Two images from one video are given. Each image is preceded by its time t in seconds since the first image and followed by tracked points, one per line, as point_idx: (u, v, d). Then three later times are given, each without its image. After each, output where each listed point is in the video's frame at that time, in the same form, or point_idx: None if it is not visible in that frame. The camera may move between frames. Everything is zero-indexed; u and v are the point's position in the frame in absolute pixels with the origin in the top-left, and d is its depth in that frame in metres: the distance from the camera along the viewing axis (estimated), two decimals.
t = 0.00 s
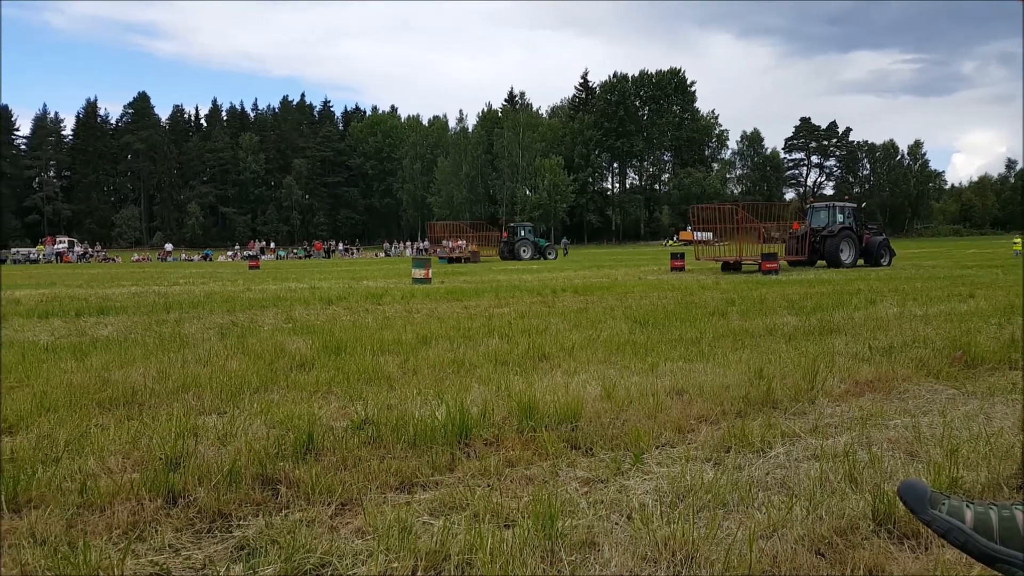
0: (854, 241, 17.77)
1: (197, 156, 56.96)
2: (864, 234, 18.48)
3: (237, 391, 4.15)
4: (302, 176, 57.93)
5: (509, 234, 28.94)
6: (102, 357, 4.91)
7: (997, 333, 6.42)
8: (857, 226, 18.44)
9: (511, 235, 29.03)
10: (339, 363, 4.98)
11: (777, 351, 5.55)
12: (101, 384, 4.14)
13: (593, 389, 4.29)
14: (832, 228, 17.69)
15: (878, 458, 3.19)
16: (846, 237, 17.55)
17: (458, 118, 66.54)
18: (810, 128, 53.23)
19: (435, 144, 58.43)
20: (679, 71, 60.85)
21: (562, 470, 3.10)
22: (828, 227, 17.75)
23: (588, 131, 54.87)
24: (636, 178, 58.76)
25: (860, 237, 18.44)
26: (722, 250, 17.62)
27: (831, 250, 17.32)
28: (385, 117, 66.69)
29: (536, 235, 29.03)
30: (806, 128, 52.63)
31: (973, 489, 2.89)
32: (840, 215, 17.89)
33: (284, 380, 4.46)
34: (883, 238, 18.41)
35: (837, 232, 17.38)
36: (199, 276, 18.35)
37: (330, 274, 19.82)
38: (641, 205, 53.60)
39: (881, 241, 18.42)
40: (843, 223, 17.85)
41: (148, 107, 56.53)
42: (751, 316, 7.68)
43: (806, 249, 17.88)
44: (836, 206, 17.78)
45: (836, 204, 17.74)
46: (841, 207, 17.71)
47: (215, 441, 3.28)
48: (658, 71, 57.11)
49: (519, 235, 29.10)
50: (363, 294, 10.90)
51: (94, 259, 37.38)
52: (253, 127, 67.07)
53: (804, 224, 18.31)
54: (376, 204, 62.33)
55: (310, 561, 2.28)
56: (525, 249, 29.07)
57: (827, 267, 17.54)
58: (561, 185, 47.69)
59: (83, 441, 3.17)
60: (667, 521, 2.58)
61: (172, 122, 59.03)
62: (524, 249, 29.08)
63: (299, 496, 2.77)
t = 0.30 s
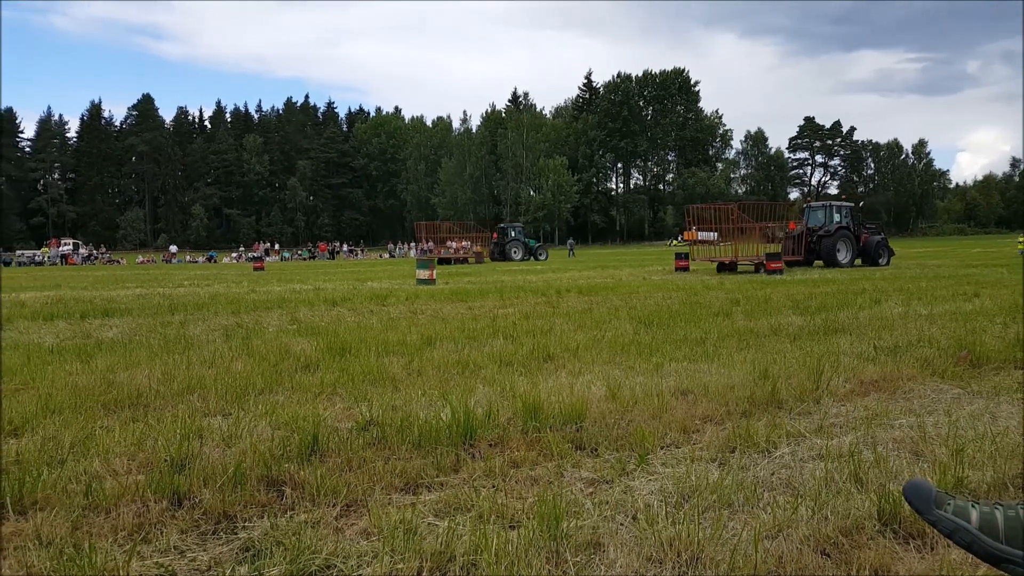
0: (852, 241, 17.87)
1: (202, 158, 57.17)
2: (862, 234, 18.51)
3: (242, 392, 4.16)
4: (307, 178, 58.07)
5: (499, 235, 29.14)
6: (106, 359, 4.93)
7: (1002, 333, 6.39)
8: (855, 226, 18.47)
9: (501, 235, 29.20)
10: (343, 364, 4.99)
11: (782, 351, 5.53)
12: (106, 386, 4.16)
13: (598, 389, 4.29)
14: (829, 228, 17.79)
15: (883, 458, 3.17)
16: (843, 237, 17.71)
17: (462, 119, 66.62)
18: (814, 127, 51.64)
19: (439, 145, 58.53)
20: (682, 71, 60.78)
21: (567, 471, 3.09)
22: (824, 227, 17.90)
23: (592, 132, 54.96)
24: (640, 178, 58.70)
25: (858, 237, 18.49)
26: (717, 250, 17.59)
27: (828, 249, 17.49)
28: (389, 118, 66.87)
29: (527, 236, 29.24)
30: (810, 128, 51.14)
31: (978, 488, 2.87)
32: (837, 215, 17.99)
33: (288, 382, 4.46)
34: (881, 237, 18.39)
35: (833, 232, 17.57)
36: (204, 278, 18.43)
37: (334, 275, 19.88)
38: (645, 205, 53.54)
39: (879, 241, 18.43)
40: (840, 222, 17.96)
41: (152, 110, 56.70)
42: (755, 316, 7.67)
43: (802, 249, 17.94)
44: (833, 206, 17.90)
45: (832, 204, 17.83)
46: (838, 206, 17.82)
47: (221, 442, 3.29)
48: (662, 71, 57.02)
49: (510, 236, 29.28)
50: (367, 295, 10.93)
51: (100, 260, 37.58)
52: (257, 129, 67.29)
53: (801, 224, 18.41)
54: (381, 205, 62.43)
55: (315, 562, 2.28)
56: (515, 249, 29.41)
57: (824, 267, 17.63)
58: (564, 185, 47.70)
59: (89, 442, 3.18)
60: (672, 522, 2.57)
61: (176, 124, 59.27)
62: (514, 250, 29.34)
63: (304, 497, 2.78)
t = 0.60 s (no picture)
0: (849, 244, 17.87)
1: (208, 158, 57.36)
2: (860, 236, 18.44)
3: (247, 391, 4.17)
4: (313, 178, 58.22)
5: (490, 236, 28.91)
6: (112, 357, 4.95)
7: (1010, 336, 6.33)
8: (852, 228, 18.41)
9: (493, 236, 28.99)
10: (348, 364, 5.00)
11: (788, 353, 5.51)
12: (112, 384, 4.18)
13: (603, 390, 4.27)
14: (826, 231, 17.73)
15: (889, 461, 3.15)
16: (839, 240, 17.68)
17: (468, 120, 66.70)
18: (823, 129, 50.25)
19: (445, 145, 58.59)
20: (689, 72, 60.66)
21: (571, 472, 3.09)
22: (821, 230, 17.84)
23: (597, 133, 55.20)
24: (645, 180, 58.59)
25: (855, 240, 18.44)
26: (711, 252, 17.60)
27: (824, 252, 17.45)
28: (396, 119, 67.02)
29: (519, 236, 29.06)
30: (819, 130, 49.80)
31: (984, 491, 2.85)
32: (834, 217, 17.95)
33: (293, 381, 4.47)
34: (879, 240, 18.21)
35: (830, 235, 17.50)
36: (210, 277, 18.49)
37: (340, 275, 19.93)
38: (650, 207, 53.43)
39: (878, 243, 18.31)
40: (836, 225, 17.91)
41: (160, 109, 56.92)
42: (761, 318, 7.65)
43: (799, 252, 17.88)
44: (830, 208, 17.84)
45: (829, 206, 17.80)
46: (835, 209, 17.79)
47: (225, 442, 3.30)
48: (668, 73, 56.94)
49: (501, 237, 29.05)
50: (372, 295, 10.95)
51: (106, 259, 37.73)
52: (264, 129, 67.52)
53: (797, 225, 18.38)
54: (386, 205, 62.53)
55: (319, 561, 2.28)
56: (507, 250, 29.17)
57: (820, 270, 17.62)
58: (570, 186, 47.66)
59: (95, 441, 3.20)
60: (677, 523, 2.56)
61: (183, 124, 59.51)
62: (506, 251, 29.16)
63: (308, 497, 2.78)
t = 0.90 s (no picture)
0: (843, 246, 17.95)
1: (215, 160, 57.62)
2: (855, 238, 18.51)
3: (253, 393, 4.18)
4: (319, 180, 58.37)
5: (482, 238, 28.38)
6: (119, 359, 4.97)
7: (1018, 339, 6.27)
8: (847, 229, 18.48)
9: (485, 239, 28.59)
10: (354, 365, 5.00)
11: (794, 355, 5.47)
12: (119, 386, 4.19)
13: (609, 392, 4.25)
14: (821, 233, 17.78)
15: (896, 464, 3.12)
16: (835, 242, 17.73)
17: (474, 122, 66.80)
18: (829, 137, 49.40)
19: (450, 147, 58.68)
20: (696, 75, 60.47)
21: (577, 474, 3.07)
22: (816, 232, 17.90)
23: (604, 135, 55.94)
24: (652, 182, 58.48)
25: (850, 241, 18.52)
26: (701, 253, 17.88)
27: (820, 254, 17.48)
28: (402, 121, 67.22)
29: (511, 238, 28.64)
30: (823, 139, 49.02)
31: (993, 496, 2.82)
32: (829, 219, 17.97)
33: (299, 382, 4.48)
34: (875, 242, 18.31)
35: (826, 238, 17.53)
36: (217, 279, 18.56)
37: (346, 277, 19.98)
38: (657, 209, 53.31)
39: (873, 245, 18.39)
40: (831, 227, 17.96)
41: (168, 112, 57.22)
42: (768, 320, 7.60)
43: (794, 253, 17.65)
44: (825, 210, 17.87)
45: (825, 208, 17.80)
46: (831, 210, 17.81)
47: (231, 443, 3.31)
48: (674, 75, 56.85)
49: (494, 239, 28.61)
50: (379, 297, 10.95)
51: (113, 261, 37.96)
52: (270, 131, 67.74)
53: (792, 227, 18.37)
54: (392, 207, 62.66)
55: (324, 563, 2.28)
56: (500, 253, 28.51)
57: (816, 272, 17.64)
58: (576, 188, 47.67)
59: (101, 442, 3.20)
60: (683, 527, 2.54)
61: (191, 126, 59.80)
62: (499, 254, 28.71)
63: (314, 498, 2.78)
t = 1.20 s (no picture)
0: (838, 247, 17.22)
1: (222, 161, 57.89)
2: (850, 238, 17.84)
3: (260, 393, 4.18)
4: (326, 181, 58.50)
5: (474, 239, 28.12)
6: (127, 360, 4.99)
7: None
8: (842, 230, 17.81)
9: (476, 240, 28.08)
10: (360, 366, 5.00)
11: (801, 356, 5.44)
12: (126, 386, 4.20)
13: (615, 394, 4.23)
14: (815, 233, 17.05)
15: (904, 464, 3.09)
16: (830, 243, 17.00)
17: (480, 124, 66.87)
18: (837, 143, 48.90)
19: (457, 149, 58.74)
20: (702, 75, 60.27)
21: (583, 475, 3.06)
22: (810, 233, 17.18)
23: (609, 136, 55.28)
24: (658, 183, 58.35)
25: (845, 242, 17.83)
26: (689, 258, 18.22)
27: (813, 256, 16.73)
28: (409, 123, 67.33)
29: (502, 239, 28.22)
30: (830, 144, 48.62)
31: (1000, 496, 2.80)
32: (824, 220, 17.27)
33: (305, 383, 4.48)
34: (871, 243, 17.67)
35: (820, 239, 16.80)
36: (224, 280, 18.64)
37: (352, 278, 20.05)
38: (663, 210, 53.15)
39: (869, 247, 17.73)
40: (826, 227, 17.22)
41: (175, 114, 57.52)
42: (774, 321, 7.56)
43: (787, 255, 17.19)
44: (818, 210, 17.15)
45: (819, 208, 17.11)
46: (826, 210, 17.11)
47: (238, 443, 3.31)
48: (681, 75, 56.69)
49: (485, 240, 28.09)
50: (385, 298, 10.96)
51: (120, 262, 38.18)
52: (277, 133, 67.98)
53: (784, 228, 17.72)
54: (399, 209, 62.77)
55: (330, 562, 2.27)
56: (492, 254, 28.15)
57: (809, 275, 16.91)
58: (582, 189, 47.61)
59: (109, 442, 3.21)
60: (689, 527, 2.52)
61: (198, 128, 60.09)
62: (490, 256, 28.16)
63: (320, 498, 2.77)
